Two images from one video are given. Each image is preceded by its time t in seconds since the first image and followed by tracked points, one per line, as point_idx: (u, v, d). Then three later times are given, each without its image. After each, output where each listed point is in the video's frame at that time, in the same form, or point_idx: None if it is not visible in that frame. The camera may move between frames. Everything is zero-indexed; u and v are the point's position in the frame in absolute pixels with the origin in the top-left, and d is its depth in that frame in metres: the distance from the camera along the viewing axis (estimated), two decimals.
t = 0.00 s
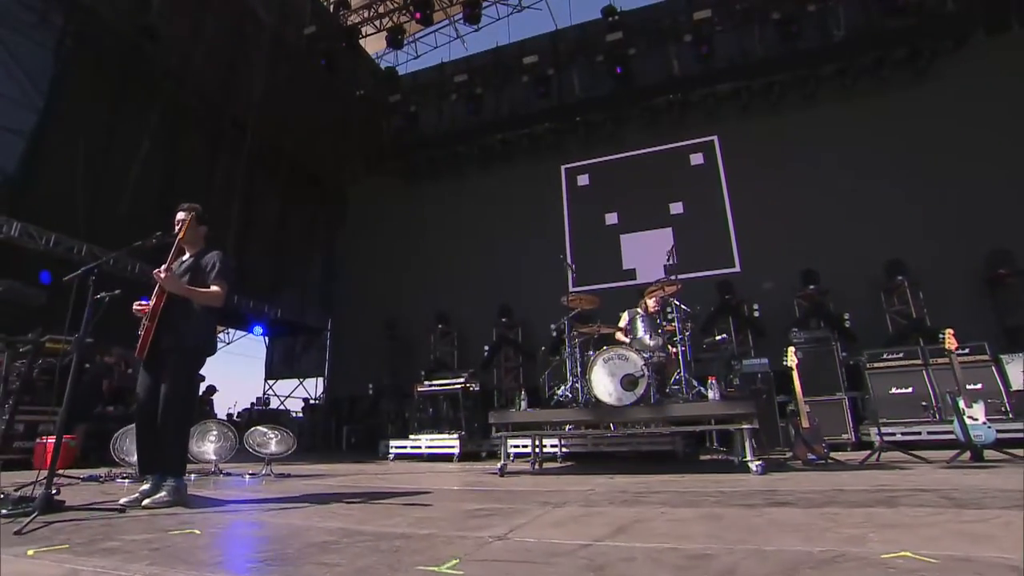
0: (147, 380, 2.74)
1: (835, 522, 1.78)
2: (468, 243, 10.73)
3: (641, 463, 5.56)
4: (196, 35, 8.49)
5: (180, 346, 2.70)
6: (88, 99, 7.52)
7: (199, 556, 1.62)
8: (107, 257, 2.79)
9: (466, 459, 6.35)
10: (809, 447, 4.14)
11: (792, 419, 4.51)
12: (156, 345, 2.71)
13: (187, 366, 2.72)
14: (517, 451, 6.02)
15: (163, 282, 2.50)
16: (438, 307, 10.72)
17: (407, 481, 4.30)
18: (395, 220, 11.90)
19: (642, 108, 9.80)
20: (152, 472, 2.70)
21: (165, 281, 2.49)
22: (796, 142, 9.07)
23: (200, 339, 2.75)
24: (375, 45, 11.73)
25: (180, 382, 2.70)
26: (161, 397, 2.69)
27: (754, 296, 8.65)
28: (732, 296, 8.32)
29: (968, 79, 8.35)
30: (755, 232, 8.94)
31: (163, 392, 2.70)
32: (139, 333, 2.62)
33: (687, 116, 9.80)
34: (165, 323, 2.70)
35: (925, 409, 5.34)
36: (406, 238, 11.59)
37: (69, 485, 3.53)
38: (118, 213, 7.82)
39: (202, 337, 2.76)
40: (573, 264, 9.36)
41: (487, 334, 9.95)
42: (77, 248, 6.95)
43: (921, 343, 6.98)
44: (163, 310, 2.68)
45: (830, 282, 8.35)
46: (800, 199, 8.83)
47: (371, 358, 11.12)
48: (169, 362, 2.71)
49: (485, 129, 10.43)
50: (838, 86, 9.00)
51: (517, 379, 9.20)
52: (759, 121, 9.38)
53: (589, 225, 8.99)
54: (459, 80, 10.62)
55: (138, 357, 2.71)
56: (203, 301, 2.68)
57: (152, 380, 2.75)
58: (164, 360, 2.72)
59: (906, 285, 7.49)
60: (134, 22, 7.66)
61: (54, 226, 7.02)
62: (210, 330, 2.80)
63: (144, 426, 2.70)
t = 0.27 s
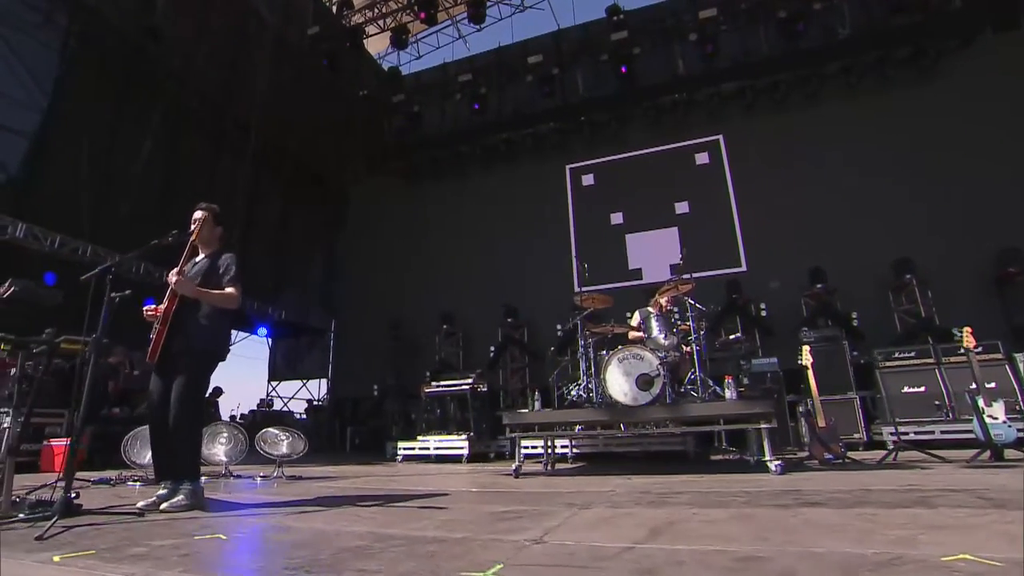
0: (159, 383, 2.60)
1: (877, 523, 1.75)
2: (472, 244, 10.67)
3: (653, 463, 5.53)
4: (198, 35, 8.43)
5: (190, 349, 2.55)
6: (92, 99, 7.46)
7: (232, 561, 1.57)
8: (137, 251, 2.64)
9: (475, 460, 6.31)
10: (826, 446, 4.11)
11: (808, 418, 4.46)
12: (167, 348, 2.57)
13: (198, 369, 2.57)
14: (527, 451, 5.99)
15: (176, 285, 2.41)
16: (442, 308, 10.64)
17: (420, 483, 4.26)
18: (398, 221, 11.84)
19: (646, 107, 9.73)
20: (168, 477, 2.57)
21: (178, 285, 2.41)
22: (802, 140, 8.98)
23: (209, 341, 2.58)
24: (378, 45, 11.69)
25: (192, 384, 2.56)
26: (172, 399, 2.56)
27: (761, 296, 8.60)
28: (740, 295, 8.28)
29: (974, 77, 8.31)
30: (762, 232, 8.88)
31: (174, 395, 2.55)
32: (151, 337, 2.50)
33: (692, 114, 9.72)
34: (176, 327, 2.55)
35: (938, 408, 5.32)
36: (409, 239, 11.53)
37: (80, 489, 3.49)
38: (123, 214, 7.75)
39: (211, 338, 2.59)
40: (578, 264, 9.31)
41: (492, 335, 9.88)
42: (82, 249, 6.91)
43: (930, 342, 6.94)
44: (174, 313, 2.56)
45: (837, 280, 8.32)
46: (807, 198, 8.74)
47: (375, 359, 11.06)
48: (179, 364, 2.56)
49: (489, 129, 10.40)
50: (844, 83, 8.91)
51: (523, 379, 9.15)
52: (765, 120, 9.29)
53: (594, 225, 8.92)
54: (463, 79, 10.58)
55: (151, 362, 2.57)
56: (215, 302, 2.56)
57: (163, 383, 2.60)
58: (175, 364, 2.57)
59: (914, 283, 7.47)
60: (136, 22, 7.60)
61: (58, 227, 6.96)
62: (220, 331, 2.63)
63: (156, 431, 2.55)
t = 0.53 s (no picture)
0: (180, 383, 2.55)
1: (926, 526, 1.71)
2: (478, 245, 10.63)
3: (665, 465, 5.49)
4: (203, 32, 8.37)
5: (213, 347, 2.51)
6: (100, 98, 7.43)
7: (269, 565, 1.51)
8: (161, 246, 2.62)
9: (485, 462, 6.28)
10: (845, 448, 4.07)
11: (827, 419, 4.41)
12: (188, 346, 2.53)
13: (221, 368, 2.54)
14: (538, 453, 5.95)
15: (197, 279, 2.36)
16: (448, 309, 10.59)
17: (434, 485, 4.21)
18: (403, 221, 11.79)
19: (654, 107, 9.67)
20: (187, 477, 2.54)
21: (199, 278, 2.35)
22: (811, 140, 8.92)
23: (232, 338, 2.55)
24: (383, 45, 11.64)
25: (214, 384, 2.53)
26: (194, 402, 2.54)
27: (769, 296, 8.56)
28: (748, 296, 8.21)
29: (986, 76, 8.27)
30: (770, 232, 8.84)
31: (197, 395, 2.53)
32: (170, 334, 2.46)
33: (699, 114, 9.69)
34: (197, 324, 2.51)
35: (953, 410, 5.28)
36: (415, 239, 11.48)
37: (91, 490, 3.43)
38: (130, 213, 7.70)
39: (234, 336, 2.56)
40: (586, 264, 9.27)
41: (499, 336, 9.82)
42: (89, 249, 6.86)
43: (942, 343, 6.89)
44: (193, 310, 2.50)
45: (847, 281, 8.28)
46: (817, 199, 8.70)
47: (380, 359, 11.00)
48: (201, 363, 2.52)
49: (496, 129, 10.36)
50: (853, 84, 8.83)
51: (530, 380, 9.08)
52: (771, 121, 9.28)
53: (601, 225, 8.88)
54: (470, 79, 10.55)
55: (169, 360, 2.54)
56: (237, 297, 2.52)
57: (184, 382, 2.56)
58: (197, 363, 2.53)
59: (924, 284, 7.42)
60: (142, 21, 7.57)
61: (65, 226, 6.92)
62: (242, 328, 2.59)
63: (178, 432, 2.51)
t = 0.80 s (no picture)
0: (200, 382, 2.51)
1: (977, 531, 1.67)
2: (484, 245, 10.58)
3: (679, 467, 5.44)
4: (211, 30, 8.31)
5: (235, 345, 2.47)
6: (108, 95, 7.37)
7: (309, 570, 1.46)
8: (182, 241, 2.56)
9: (496, 463, 6.23)
10: (865, 450, 4.02)
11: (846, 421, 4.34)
12: (209, 343, 2.49)
13: (243, 366, 2.49)
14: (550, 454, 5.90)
15: (221, 275, 2.31)
16: (454, 310, 10.54)
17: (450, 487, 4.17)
18: (409, 221, 11.74)
19: (662, 107, 9.63)
20: (208, 479, 2.46)
21: (223, 274, 2.31)
22: (820, 140, 8.88)
23: (254, 336, 2.51)
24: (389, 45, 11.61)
25: (236, 382, 2.48)
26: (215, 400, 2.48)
27: (778, 297, 8.50)
28: (758, 297, 8.15)
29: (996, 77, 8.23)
30: (779, 233, 8.80)
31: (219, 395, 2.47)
32: (191, 332, 2.42)
33: (707, 114, 9.66)
34: (219, 323, 2.48)
35: (970, 412, 5.25)
36: (420, 239, 11.42)
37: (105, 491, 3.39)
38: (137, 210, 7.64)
39: (255, 333, 2.52)
40: (593, 265, 9.22)
41: (506, 337, 9.77)
42: (95, 248, 6.83)
43: (955, 345, 6.83)
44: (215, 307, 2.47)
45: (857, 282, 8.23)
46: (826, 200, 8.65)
47: (385, 360, 10.94)
48: (223, 361, 2.47)
49: (502, 130, 10.32)
50: (863, 84, 8.80)
51: (537, 381, 9.01)
52: (779, 121, 9.25)
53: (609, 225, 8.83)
54: (478, 79, 10.52)
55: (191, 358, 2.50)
56: (261, 294, 2.48)
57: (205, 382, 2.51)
58: (217, 362, 2.48)
59: (936, 285, 7.36)
60: (149, 18, 7.52)
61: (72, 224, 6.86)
62: (264, 325, 2.55)
63: (199, 432, 2.46)
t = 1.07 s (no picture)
0: (221, 384, 2.44)
1: None
2: (490, 246, 10.54)
3: (693, 469, 5.40)
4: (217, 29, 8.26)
5: (259, 349, 2.42)
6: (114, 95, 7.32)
7: None
8: (206, 239, 2.49)
9: (506, 466, 6.18)
10: (886, 452, 3.97)
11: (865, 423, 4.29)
12: (233, 347, 2.44)
13: (266, 368, 2.43)
14: (562, 457, 5.85)
15: (252, 279, 2.28)
16: (460, 311, 10.48)
17: (466, 489, 4.11)
18: (414, 222, 11.69)
19: (669, 108, 9.58)
20: (228, 483, 2.38)
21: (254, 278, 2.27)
22: (828, 141, 8.84)
23: (278, 339, 2.47)
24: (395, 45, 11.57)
25: (260, 382, 2.42)
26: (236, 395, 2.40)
27: (788, 299, 8.44)
28: (767, 299, 8.09)
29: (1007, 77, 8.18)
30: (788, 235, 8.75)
31: (239, 397, 2.40)
32: (216, 337, 2.36)
33: (715, 115, 9.61)
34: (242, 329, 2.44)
35: (987, 415, 5.20)
36: (426, 240, 11.37)
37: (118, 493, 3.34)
38: (143, 211, 7.57)
39: (279, 339, 2.47)
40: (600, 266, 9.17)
41: (513, 338, 9.71)
42: (103, 247, 6.73)
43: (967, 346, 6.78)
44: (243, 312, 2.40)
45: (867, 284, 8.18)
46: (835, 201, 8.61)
47: (391, 361, 10.88)
48: (247, 363, 2.42)
49: (508, 130, 10.27)
50: (872, 83, 8.76)
51: (544, 383, 8.93)
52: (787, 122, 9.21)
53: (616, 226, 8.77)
54: (484, 79, 10.48)
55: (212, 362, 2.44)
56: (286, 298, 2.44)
57: (225, 384, 2.45)
58: (241, 364, 2.44)
59: (946, 287, 7.29)
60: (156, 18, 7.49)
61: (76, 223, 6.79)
62: (287, 328, 2.51)
63: (218, 433, 2.38)
